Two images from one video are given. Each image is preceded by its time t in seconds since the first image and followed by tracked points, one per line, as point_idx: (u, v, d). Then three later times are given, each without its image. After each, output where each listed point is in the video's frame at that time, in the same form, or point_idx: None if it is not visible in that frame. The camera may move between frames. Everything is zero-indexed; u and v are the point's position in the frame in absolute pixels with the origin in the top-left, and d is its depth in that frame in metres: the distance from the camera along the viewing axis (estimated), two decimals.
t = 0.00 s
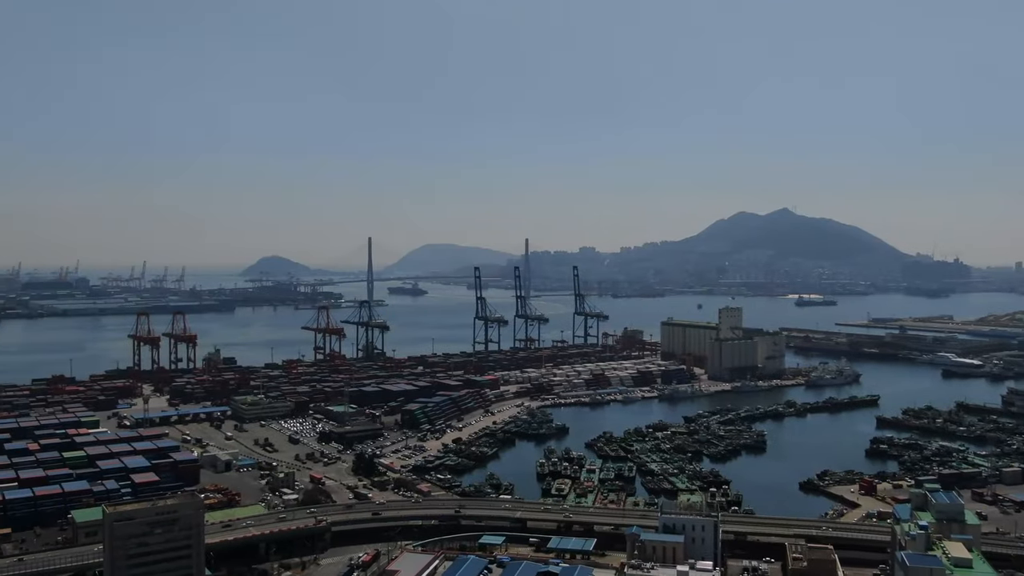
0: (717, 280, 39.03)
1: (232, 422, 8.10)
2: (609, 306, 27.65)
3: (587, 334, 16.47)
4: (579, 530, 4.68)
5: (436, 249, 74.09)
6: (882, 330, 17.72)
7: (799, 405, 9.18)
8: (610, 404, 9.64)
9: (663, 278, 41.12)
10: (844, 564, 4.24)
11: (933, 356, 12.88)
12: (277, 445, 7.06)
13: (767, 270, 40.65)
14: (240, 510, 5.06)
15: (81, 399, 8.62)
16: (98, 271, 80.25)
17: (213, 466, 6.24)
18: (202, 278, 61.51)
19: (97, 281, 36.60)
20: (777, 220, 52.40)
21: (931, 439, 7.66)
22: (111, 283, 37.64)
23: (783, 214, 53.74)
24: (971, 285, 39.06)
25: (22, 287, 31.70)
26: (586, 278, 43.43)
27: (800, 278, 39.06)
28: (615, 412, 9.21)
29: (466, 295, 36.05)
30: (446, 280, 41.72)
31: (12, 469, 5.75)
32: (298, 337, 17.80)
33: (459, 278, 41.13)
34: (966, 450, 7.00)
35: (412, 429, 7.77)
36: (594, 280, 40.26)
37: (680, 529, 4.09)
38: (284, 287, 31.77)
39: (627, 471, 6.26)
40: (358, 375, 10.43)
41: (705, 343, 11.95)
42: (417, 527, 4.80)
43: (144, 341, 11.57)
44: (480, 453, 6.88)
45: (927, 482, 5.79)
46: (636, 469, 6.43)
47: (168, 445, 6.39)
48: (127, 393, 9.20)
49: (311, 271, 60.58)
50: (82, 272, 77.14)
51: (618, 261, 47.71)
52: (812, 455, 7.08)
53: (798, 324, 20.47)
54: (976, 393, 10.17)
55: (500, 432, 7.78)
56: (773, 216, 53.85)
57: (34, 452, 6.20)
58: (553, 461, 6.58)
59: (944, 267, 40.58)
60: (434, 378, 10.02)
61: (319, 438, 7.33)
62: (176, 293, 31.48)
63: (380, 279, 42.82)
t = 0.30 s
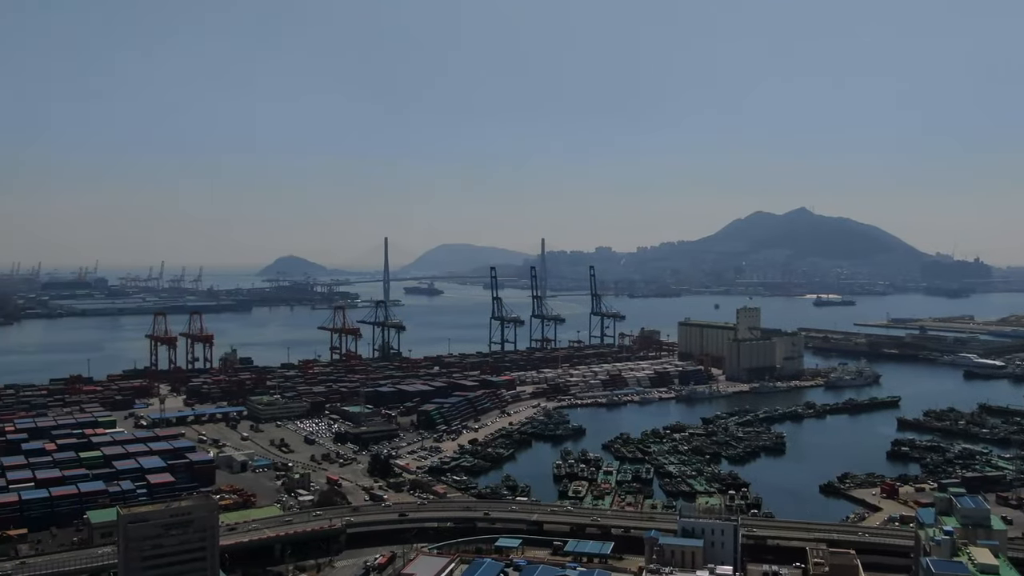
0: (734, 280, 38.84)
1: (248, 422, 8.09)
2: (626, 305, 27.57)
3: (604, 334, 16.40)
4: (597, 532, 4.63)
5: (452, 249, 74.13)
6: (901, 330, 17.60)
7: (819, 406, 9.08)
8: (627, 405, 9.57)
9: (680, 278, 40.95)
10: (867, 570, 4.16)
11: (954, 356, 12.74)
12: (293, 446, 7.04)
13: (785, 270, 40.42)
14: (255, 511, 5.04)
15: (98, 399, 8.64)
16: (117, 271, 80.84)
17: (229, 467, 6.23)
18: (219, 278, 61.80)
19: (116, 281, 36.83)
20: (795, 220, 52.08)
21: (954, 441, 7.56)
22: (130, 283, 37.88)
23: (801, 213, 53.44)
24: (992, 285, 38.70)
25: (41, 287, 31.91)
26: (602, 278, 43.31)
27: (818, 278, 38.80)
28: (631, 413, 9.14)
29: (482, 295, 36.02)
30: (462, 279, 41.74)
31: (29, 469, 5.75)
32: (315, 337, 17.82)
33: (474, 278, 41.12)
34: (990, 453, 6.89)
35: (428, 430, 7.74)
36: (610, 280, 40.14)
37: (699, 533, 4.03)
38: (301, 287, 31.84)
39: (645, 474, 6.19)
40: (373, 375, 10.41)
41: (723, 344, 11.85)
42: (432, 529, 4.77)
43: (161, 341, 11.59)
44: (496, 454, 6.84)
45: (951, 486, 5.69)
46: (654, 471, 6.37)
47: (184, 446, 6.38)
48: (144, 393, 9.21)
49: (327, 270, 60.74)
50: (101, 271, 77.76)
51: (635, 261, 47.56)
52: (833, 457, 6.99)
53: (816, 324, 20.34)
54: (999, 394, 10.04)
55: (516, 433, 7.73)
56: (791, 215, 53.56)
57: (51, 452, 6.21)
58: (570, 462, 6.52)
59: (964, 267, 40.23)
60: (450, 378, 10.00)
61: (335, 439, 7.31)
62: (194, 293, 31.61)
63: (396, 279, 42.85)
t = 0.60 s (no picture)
0: (752, 280, 38.60)
1: (265, 422, 8.09)
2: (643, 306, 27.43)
3: (621, 334, 16.31)
4: (614, 534, 4.58)
5: (469, 249, 74.12)
6: (923, 330, 17.50)
7: (839, 408, 8.98)
8: (645, 406, 9.50)
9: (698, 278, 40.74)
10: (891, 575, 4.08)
11: (976, 357, 12.59)
12: (309, 446, 7.03)
13: (804, 270, 40.15)
14: (271, 512, 5.01)
15: (116, 399, 8.65)
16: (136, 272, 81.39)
17: (246, 467, 6.21)
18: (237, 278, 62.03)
19: (135, 281, 37.03)
20: (814, 220, 51.71)
21: (977, 444, 7.45)
22: (148, 283, 38.08)
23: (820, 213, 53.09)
24: (1014, 285, 38.26)
25: (62, 287, 32.10)
26: (620, 278, 43.14)
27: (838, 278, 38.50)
28: (649, 413, 9.07)
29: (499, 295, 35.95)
30: (478, 279, 41.70)
31: (46, 469, 5.76)
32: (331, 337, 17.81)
33: (491, 278, 41.07)
34: (1014, 456, 6.77)
35: (444, 431, 7.70)
36: (628, 280, 39.98)
37: (719, 537, 3.98)
38: (318, 287, 31.88)
39: (663, 475, 6.13)
40: (390, 376, 10.39)
41: (742, 344, 11.75)
42: (448, 532, 4.73)
43: (179, 341, 11.62)
44: (513, 456, 6.79)
45: (976, 490, 5.60)
46: (672, 472, 6.31)
47: (201, 445, 6.37)
48: (161, 393, 9.22)
49: (345, 271, 60.87)
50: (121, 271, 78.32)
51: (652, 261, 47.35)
52: (854, 459, 6.90)
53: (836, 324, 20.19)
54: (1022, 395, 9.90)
55: (533, 434, 7.68)
56: (809, 215, 53.21)
57: (68, 452, 6.22)
58: (588, 464, 6.47)
59: (986, 267, 39.79)
60: (467, 378, 9.97)
61: (351, 439, 7.28)
62: (212, 293, 31.71)
63: (413, 279, 42.84)
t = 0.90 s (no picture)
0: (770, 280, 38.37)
1: (280, 422, 8.08)
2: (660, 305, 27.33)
3: (638, 334, 16.23)
4: (632, 538, 4.52)
5: (485, 248, 74.11)
6: (943, 330, 17.38)
7: (859, 409, 8.87)
8: (662, 406, 9.42)
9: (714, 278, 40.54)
10: None
11: (998, 358, 12.43)
12: (324, 447, 7.00)
13: (822, 269, 39.86)
14: (285, 514, 4.99)
15: (133, 399, 8.66)
16: (155, 272, 81.92)
17: (261, 468, 6.19)
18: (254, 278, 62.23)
19: (153, 282, 37.22)
20: (832, 219, 51.34)
21: (1000, 446, 7.34)
22: (166, 283, 38.29)
23: (838, 212, 52.72)
24: None
25: (80, 286, 32.26)
26: (636, 278, 42.97)
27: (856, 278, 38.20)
28: (667, 415, 8.99)
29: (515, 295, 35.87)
30: (494, 279, 41.65)
31: (62, 469, 5.76)
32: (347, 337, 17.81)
33: (507, 278, 41.03)
34: None
35: (460, 431, 7.66)
36: (644, 280, 39.82)
37: (739, 542, 3.92)
38: (334, 287, 31.91)
39: (681, 477, 6.07)
40: (406, 376, 10.36)
41: (760, 345, 11.65)
42: (464, 534, 4.68)
43: (195, 341, 11.63)
44: (529, 457, 6.74)
45: (1000, 494, 5.50)
46: (690, 475, 6.24)
47: (216, 446, 6.35)
48: (177, 393, 9.23)
49: (361, 270, 60.98)
50: (139, 271, 78.77)
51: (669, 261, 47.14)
52: (875, 461, 6.80)
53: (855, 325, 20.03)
54: None
55: (549, 435, 7.63)
56: (828, 213, 52.83)
57: (85, 452, 6.22)
58: (604, 465, 6.41)
59: (1007, 266, 39.36)
60: (483, 378, 9.92)
61: (367, 440, 7.25)
62: (229, 292, 31.79)
63: (429, 279, 42.84)
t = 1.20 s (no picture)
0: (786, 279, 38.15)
1: (295, 422, 8.06)
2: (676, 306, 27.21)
3: (654, 334, 16.14)
4: (648, 541, 4.47)
5: (500, 248, 74.07)
6: (963, 330, 17.32)
7: (877, 411, 8.77)
8: (678, 408, 9.35)
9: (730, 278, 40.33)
10: None
11: (1019, 359, 12.28)
12: (339, 448, 6.97)
13: (839, 269, 39.59)
14: (298, 515, 4.96)
15: (148, 399, 8.67)
16: (172, 272, 82.34)
17: (275, 469, 6.17)
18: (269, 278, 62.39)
19: (169, 282, 37.40)
20: (849, 219, 51.00)
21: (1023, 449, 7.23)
22: (183, 283, 38.47)
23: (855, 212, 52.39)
24: None
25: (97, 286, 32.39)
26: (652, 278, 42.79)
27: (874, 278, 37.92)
28: (683, 416, 8.92)
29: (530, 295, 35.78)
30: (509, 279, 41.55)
31: (77, 469, 5.76)
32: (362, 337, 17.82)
33: (522, 277, 41.00)
34: None
35: (475, 433, 7.62)
36: (660, 280, 39.66)
37: (759, 547, 3.86)
38: (349, 287, 31.91)
39: (698, 480, 6.00)
40: (420, 376, 10.32)
41: (777, 346, 11.57)
42: (478, 537, 4.64)
43: (210, 341, 11.64)
44: (544, 459, 6.70)
45: None
46: (707, 477, 6.17)
47: (230, 446, 6.34)
48: (192, 393, 9.23)
49: (376, 270, 61.04)
50: (155, 271, 79.19)
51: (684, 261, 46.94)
52: (894, 464, 6.72)
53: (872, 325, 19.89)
54: None
55: (564, 436, 7.58)
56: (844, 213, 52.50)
57: (99, 452, 6.22)
58: (620, 467, 6.36)
59: None
60: (498, 379, 9.89)
61: (381, 440, 7.22)
62: (244, 292, 31.86)
63: (444, 279, 42.81)
